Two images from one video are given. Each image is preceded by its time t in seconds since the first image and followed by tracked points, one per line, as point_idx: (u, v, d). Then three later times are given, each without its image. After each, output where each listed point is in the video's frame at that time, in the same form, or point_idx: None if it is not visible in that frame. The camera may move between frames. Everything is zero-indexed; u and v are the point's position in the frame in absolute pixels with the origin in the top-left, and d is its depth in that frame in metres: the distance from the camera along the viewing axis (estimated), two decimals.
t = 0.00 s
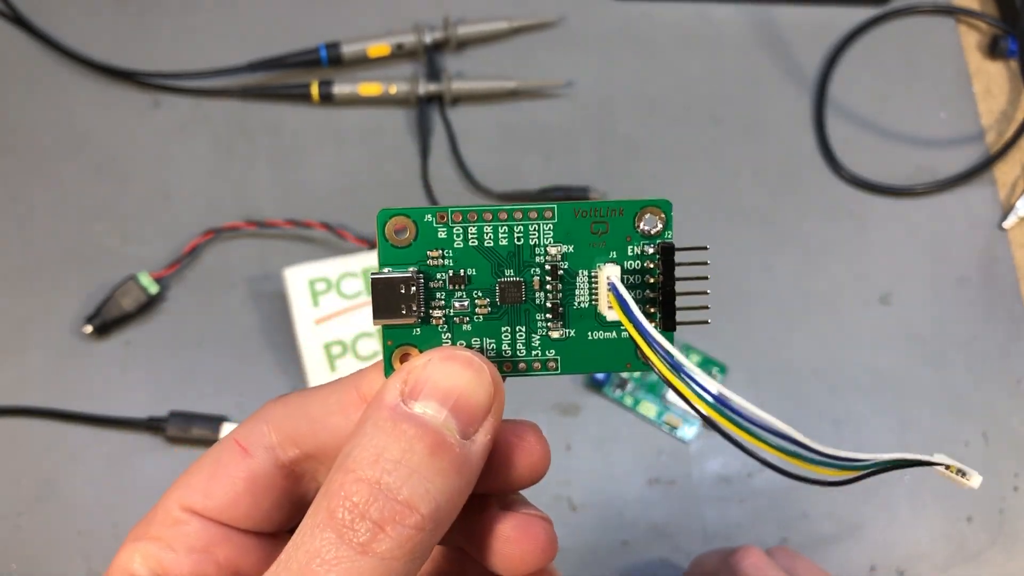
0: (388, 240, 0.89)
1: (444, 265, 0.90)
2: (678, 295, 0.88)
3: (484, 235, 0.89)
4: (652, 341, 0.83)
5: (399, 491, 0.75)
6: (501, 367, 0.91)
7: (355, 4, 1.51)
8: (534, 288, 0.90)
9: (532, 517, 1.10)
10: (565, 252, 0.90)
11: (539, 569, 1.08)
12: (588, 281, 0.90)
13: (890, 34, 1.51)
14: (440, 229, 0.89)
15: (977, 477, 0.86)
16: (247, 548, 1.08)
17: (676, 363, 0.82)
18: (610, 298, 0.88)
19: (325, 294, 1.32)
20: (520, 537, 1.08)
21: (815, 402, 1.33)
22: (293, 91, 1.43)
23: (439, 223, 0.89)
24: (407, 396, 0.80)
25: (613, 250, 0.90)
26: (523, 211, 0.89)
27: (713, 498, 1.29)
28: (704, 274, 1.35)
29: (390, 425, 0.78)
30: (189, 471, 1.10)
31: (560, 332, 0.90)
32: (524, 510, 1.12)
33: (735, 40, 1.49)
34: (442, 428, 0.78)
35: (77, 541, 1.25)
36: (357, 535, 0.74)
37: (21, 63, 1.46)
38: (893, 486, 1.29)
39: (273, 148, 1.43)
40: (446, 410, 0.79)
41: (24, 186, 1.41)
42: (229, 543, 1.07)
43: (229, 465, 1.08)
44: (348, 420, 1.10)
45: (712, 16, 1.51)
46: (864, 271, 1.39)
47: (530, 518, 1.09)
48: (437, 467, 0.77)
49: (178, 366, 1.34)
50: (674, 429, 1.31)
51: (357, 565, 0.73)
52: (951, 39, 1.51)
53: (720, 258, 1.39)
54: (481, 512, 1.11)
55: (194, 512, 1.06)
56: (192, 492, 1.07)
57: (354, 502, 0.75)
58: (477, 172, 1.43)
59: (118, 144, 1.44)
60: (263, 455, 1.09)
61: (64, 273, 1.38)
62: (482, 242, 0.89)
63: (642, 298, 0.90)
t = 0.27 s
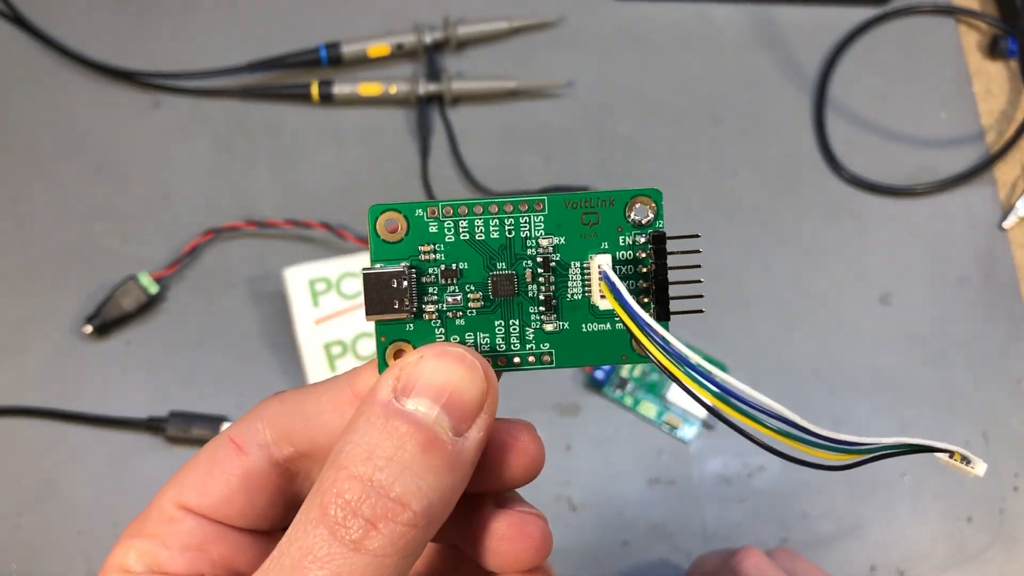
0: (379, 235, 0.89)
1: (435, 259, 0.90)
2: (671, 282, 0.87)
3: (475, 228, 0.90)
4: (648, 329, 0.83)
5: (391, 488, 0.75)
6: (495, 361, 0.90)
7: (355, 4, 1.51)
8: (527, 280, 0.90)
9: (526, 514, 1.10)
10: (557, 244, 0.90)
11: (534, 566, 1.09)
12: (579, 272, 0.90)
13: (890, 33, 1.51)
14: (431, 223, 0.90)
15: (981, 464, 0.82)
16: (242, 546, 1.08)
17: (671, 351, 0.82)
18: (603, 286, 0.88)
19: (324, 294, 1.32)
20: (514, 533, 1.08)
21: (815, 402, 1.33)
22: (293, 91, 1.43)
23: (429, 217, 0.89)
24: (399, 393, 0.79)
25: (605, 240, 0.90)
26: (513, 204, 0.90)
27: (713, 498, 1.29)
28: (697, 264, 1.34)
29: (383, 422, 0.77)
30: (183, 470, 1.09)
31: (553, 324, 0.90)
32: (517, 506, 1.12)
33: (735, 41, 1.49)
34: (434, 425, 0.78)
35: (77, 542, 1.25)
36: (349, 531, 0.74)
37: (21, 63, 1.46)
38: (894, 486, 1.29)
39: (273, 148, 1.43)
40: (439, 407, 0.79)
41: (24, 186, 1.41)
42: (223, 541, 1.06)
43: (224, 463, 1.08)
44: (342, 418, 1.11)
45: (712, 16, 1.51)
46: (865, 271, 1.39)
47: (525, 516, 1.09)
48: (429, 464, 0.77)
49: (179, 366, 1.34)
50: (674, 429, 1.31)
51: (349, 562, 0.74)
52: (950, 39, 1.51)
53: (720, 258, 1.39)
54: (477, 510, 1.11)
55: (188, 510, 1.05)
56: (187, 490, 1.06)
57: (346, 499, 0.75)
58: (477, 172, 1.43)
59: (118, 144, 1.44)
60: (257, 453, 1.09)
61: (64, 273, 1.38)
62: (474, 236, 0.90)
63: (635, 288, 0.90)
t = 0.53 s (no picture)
0: (386, 243, 0.89)
1: (441, 268, 0.90)
2: (673, 296, 0.88)
3: (480, 238, 0.90)
4: (648, 343, 0.83)
5: (396, 491, 0.75)
6: (498, 369, 0.91)
7: (355, 4, 1.51)
8: (531, 290, 0.90)
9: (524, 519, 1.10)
10: (561, 254, 0.90)
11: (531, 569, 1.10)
12: (583, 283, 0.90)
13: (890, 34, 1.51)
14: (438, 232, 0.90)
15: (987, 481, 0.82)
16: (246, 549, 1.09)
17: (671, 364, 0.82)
18: (604, 297, 0.88)
19: (325, 294, 1.32)
20: (513, 539, 1.08)
21: (815, 402, 1.33)
22: (293, 91, 1.43)
23: (436, 226, 0.89)
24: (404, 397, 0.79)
25: (609, 252, 0.90)
26: (519, 215, 0.89)
27: (713, 498, 1.29)
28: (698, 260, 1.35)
29: (388, 426, 0.78)
30: (190, 470, 1.09)
31: (556, 334, 0.90)
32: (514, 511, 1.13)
33: (735, 41, 1.49)
34: (438, 430, 0.78)
35: (76, 541, 1.25)
36: (354, 533, 0.74)
37: (21, 63, 1.46)
38: (894, 486, 1.29)
39: (273, 148, 1.43)
40: (443, 412, 0.79)
41: (24, 186, 1.41)
42: (228, 544, 1.07)
43: (229, 466, 1.08)
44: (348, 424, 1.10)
45: (711, 16, 1.51)
46: (865, 271, 1.39)
47: (524, 520, 1.10)
48: (433, 468, 0.77)
49: (179, 366, 1.34)
50: (674, 429, 1.31)
51: (354, 564, 0.73)
52: (950, 39, 1.51)
53: (720, 258, 1.39)
54: (477, 515, 1.12)
55: (195, 512, 1.06)
56: (193, 492, 1.07)
57: (352, 501, 0.75)
58: (477, 172, 1.43)
59: (118, 144, 1.44)
60: (262, 457, 1.09)
61: (64, 273, 1.38)
62: (479, 245, 0.90)
63: (637, 300, 0.90)
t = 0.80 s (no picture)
0: (384, 233, 0.89)
1: (437, 258, 0.90)
2: (666, 290, 0.88)
3: (477, 230, 0.90)
4: (642, 336, 0.82)
5: (390, 478, 0.75)
6: (492, 359, 0.91)
7: (355, 4, 1.52)
8: (526, 281, 0.90)
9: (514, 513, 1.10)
10: (556, 247, 0.90)
11: (520, 556, 1.10)
12: (578, 276, 0.90)
13: (890, 33, 1.51)
14: (434, 223, 0.90)
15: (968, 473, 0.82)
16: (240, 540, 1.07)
17: (664, 358, 0.81)
18: (598, 290, 0.88)
19: (324, 294, 1.32)
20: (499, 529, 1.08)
21: (815, 402, 1.33)
22: (293, 91, 1.43)
23: (433, 217, 0.90)
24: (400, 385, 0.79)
25: (603, 245, 0.89)
26: (515, 207, 0.90)
27: (713, 498, 1.29)
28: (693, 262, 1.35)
29: (383, 413, 0.77)
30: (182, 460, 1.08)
31: (550, 325, 0.90)
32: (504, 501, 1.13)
33: (735, 40, 1.50)
34: (433, 418, 0.78)
35: (77, 541, 1.25)
36: (349, 520, 0.74)
37: (21, 63, 1.46)
38: (894, 486, 1.29)
39: (273, 149, 1.43)
40: (438, 400, 0.79)
41: (24, 186, 1.41)
42: (223, 535, 1.06)
43: (224, 455, 1.07)
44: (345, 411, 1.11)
45: (711, 16, 1.51)
46: (865, 271, 1.39)
47: (517, 507, 1.10)
48: (429, 455, 0.77)
49: (179, 366, 1.34)
50: (674, 429, 1.31)
51: (350, 550, 0.74)
52: (950, 39, 1.51)
53: (720, 258, 1.39)
54: (470, 505, 1.12)
55: (188, 502, 1.05)
56: (187, 482, 1.05)
57: (347, 487, 0.75)
58: (477, 172, 1.43)
59: (119, 144, 1.44)
60: (257, 444, 1.09)
61: (64, 273, 1.38)
62: (476, 236, 0.90)
63: (630, 293, 0.90)
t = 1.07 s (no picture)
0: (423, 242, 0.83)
1: (475, 265, 0.86)
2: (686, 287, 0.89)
3: (515, 235, 0.86)
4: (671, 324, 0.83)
5: (440, 484, 0.75)
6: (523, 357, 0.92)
7: (355, 4, 1.52)
8: (559, 285, 0.88)
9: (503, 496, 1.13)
10: (589, 250, 0.88)
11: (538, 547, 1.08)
12: (607, 276, 0.89)
13: (890, 33, 1.51)
14: (474, 230, 0.85)
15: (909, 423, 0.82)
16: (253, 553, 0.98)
17: (692, 347, 0.82)
18: (635, 294, 0.87)
19: (324, 294, 1.32)
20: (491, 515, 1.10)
21: (815, 402, 1.32)
22: (293, 91, 1.44)
23: (473, 224, 0.84)
24: (439, 386, 0.78)
25: (631, 247, 0.88)
26: (552, 212, 0.86)
27: (713, 498, 1.29)
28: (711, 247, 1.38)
29: (429, 417, 0.76)
30: (170, 476, 0.90)
31: (577, 323, 0.91)
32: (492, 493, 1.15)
33: (735, 40, 1.50)
34: (479, 421, 0.77)
35: (76, 541, 1.25)
36: (401, 528, 0.74)
37: (21, 63, 1.46)
38: (894, 486, 1.29)
39: (273, 149, 1.43)
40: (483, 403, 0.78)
41: (24, 186, 1.41)
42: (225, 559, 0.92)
43: (224, 472, 0.91)
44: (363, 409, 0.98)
45: (711, 16, 1.51)
46: (864, 271, 1.39)
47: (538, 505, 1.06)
48: (476, 459, 0.77)
49: (179, 366, 1.34)
50: (674, 429, 1.32)
51: (403, 558, 0.73)
52: (950, 39, 1.52)
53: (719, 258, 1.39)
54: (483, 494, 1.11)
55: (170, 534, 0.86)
56: (176, 505, 0.88)
57: (396, 495, 0.74)
58: (477, 172, 1.43)
59: (119, 144, 1.44)
60: (263, 456, 0.94)
61: (64, 273, 1.38)
62: (513, 241, 0.86)
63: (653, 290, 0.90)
